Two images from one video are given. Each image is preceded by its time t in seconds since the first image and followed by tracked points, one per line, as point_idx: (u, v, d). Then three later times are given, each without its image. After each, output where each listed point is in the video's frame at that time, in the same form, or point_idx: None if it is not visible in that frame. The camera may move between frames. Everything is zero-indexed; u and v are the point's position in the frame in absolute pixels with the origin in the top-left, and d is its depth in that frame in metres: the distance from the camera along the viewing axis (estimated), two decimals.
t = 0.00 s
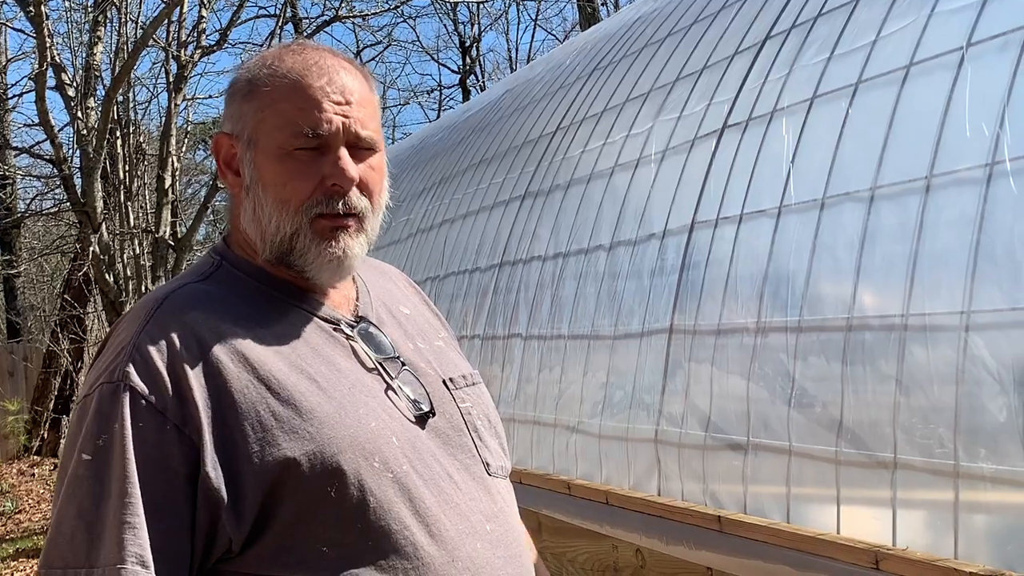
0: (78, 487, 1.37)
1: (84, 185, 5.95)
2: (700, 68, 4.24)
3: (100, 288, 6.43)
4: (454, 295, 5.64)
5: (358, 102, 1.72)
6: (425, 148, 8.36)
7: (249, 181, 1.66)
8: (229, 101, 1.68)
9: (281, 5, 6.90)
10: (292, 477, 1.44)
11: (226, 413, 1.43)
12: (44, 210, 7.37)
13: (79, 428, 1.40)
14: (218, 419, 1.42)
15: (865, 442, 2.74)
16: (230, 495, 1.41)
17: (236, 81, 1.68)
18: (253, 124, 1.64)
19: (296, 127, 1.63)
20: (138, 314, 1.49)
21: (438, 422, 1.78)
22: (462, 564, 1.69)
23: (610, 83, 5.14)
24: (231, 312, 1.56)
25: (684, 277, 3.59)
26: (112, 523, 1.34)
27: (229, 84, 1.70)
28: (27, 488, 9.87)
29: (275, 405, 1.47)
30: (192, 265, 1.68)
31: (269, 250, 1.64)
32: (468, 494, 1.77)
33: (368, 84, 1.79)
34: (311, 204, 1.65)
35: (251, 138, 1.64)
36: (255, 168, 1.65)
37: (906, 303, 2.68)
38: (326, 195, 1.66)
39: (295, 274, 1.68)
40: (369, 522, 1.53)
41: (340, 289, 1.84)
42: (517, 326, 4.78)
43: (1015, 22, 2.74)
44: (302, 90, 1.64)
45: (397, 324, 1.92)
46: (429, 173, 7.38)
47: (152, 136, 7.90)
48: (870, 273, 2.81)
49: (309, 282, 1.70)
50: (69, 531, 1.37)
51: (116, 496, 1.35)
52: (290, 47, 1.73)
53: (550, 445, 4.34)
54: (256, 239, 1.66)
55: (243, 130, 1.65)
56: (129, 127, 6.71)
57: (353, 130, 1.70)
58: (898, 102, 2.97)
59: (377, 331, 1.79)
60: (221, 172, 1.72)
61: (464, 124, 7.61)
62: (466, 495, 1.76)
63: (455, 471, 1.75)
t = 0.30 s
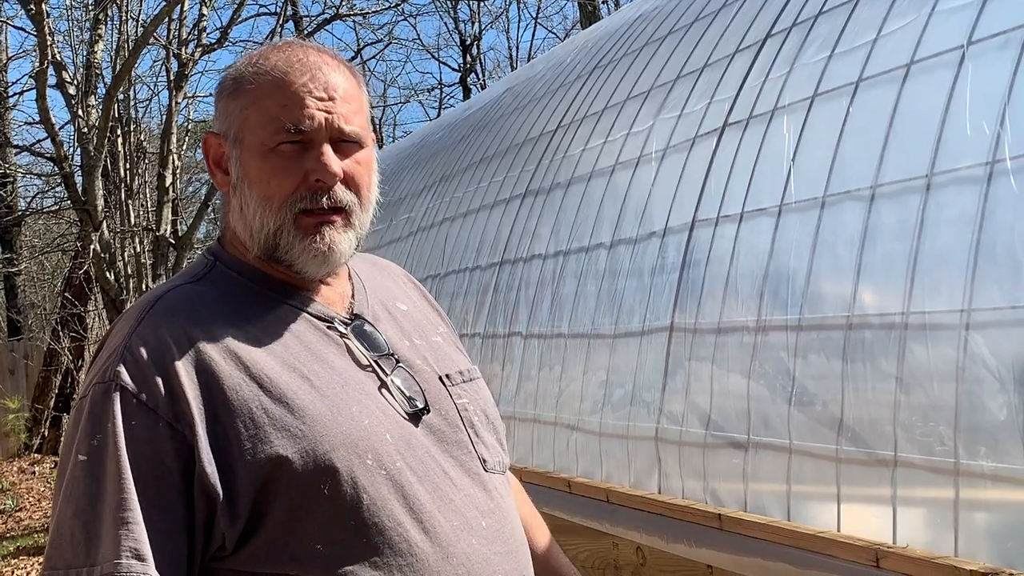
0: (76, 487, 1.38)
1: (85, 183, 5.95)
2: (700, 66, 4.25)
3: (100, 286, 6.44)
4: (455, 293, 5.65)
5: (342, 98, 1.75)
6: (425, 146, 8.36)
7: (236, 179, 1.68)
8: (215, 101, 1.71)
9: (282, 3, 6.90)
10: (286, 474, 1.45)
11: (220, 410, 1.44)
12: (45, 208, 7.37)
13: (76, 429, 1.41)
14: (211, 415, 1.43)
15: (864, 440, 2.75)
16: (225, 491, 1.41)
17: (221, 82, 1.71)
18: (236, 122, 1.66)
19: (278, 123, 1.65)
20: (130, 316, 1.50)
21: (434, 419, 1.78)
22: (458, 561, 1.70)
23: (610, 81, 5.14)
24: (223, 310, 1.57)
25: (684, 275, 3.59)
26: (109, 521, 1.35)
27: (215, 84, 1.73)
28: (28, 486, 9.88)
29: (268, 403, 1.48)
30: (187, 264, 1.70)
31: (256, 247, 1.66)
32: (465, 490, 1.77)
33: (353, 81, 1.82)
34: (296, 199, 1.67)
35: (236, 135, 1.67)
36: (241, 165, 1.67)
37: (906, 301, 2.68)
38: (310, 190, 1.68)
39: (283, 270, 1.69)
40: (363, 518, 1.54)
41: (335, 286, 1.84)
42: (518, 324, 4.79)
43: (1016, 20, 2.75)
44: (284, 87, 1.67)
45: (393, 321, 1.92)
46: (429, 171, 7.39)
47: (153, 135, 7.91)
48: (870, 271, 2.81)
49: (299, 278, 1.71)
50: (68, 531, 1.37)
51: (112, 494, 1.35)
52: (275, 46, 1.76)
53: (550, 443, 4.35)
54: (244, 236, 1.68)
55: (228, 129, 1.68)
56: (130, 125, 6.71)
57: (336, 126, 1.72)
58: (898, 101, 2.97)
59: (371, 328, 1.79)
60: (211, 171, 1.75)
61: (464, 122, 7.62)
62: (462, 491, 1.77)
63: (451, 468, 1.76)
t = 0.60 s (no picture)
0: (78, 479, 1.37)
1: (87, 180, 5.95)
2: (703, 64, 4.24)
3: (102, 284, 6.45)
4: (457, 291, 5.64)
5: (341, 95, 1.75)
6: (427, 144, 8.36)
7: (235, 175, 1.68)
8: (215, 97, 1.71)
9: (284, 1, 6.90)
10: (288, 464, 1.45)
11: (222, 401, 1.44)
12: (47, 206, 7.38)
13: (78, 421, 1.41)
14: (214, 407, 1.43)
15: (867, 436, 2.75)
16: (228, 482, 1.41)
17: (221, 79, 1.71)
18: (237, 118, 1.67)
19: (278, 119, 1.65)
20: (131, 309, 1.50)
21: (434, 412, 1.78)
22: (460, 554, 1.70)
23: (612, 79, 5.14)
24: (224, 304, 1.57)
25: (687, 272, 3.59)
26: (115, 513, 1.35)
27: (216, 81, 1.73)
28: (30, 483, 9.90)
29: (270, 394, 1.48)
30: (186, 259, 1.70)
31: (255, 244, 1.66)
32: (466, 483, 1.77)
33: (353, 80, 1.82)
34: (295, 195, 1.67)
35: (236, 132, 1.67)
36: (241, 161, 1.67)
37: (909, 298, 2.67)
38: (309, 186, 1.68)
39: (283, 266, 1.69)
40: (364, 509, 1.54)
41: (334, 281, 1.84)
42: (520, 322, 4.79)
43: (1019, 17, 2.74)
44: (284, 83, 1.67)
45: (393, 314, 1.92)
46: (431, 169, 7.38)
47: (155, 132, 7.92)
48: (873, 268, 2.81)
49: (298, 274, 1.71)
50: (70, 522, 1.36)
51: (118, 487, 1.35)
52: (276, 43, 1.76)
53: (552, 440, 4.35)
54: (243, 232, 1.67)
55: (229, 125, 1.68)
56: (133, 122, 6.72)
57: (336, 123, 1.72)
58: (901, 98, 2.97)
59: (372, 321, 1.80)
60: (210, 169, 1.75)
61: (467, 120, 7.62)
62: (463, 484, 1.77)
63: (452, 460, 1.76)
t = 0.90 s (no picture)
0: (83, 482, 1.38)
1: (89, 177, 5.95)
2: (705, 60, 4.24)
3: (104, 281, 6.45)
4: (458, 287, 5.64)
5: (342, 93, 1.75)
6: (428, 141, 8.35)
7: (236, 173, 1.68)
8: (217, 95, 1.71)
9: None
10: (289, 465, 1.45)
11: (222, 403, 1.44)
12: (49, 203, 7.38)
13: (80, 423, 1.41)
14: (215, 409, 1.43)
15: (869, 434, 2.75)
16: (230, 484, 1.42)
17: (223, 77, 1.71)
18: (238, 116, 1.67)
19: (278, 118, 1.65)
20: (131, 309, 1.50)
21: (435, 410, 1.78)
22: (460, 552, 1.70)
23: (614, 75, 5.13)
24: (224, 304, 1.57)
25: (688, 269, 3.59)
26: (123, 517, 1.35)
27: (218, 79, 1.73)
28: (32, 480, 9.90)
29: (270, 395, 1.48)
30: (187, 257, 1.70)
31: (256, 241, 1.67)
32: (466, 481, 1.77)
33: (354, 77, 1.82)
34: (295, 193, 1.67)
35: (237, 130, 1.67)
36: (241, 159, 1.68)
37: (911, 295, 2.67)
38: (310, 184, 1.68)
39: (284, 264, 1.70)
40: (364, 509, 1.54)
41: (334, 278, 1.84)
42: (521, 318, 4.78)
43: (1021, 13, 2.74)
44: (285, 82, 1.67)
45: (393, 312, 1.92)
46: (432, 166, 7.38)
47: (156, 129, 7.91)
48: (874, 265, 2.80)
49: (298, 271, 1.71)
50: (76, 526, 1.37)
51: (125, 491, 1.36)
52: (276, 40, 1.76)
53: (554, 437, 4.35)
54: (244, 230, 1.68)
55: (230, 123, 1.68)
56: (134, 119, 6.72)
57: (337, 121, 1.72)
58: (903, 95, 2.96)
59: (372, 320, 1.80)
60: (211, 166, 1.76)
61: (468, 116, 7.61)
62: (463, 482, 1.77)
63: (452, 458, 1.76)
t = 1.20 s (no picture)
0: (75, 478, 1.37)
1: (86, 176, 5.94)
2: (700, 58, 4.23)
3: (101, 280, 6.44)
4: (456, 286, 5.64)
5: (333, 91, 1.74)
6: (425, 139, 8.34)
7: (228, 174, 1.68)
8: (206, 94, 1.70)
9: None
10: (281, 462, 1.45)
11: (216, 399, 1.44)
12: (46, 202, 7.38)
13: (74, 420, 1.41)
14: (209, 405, 1.43)
15: (865, 431, 2.74)
16: (223, 480, 1.41)
17: (212, 76, 1.70)
18: (229, 116, 1.66)
19: (270, 118, 1.65)
20: (124, 306, 1.50)
21: (428, 409, 1.78)
22: (453, 551, 1.69)
23: (610, 73, 5.13)
24: (217, 301, 1.57)
25: (684, 267, 3.58)
26: (115, 512, 1.35)
27: (207, 78, 1.72)
28: (31, 479, 9.89)
29: (262, 392, 1.48)
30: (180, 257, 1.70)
31: (250, 242, 1.66)
32: (459, 480, 1.77)
33: (344, 74, 1.81)
34: (289, 193, 1.66)
35: (228, 130, 1.66)
36: (233, 160, 1.67)
37: (906, 292, 2.67)
38: (303, 183, 1.68)
39: (279, 263, 1.69)
40: (356, 508, 1.53)
41: (328, 277, 1.84)
42: (518, 317, 4.78)
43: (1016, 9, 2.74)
44: (275, 81, 1.66)
45: (388, 310, 1.92)
46: (430, 164, 7.37)
47: (154, 128, 7.90)
48: (870, 261, 2.80)
49: (293, 270, 1.71)
50: (68, 522, 1.35)
51: (117, 486, 1.35)
52: (266, 39, 1.75)
53: (551, 435, 4.34)
54: (237, 230, 1.67)
55: (221, 123, 1.67)
56: (131, 118, 6.70)
57: (328, 119, 1.72)
58: (899, 91, 2.96)
59: (366, 319, 1.79)
60: (203, 166, 1.75)
61: (465, 114, 7.61)
62: (457, 481, 1.77)
63: (445, 457, 1.76)
